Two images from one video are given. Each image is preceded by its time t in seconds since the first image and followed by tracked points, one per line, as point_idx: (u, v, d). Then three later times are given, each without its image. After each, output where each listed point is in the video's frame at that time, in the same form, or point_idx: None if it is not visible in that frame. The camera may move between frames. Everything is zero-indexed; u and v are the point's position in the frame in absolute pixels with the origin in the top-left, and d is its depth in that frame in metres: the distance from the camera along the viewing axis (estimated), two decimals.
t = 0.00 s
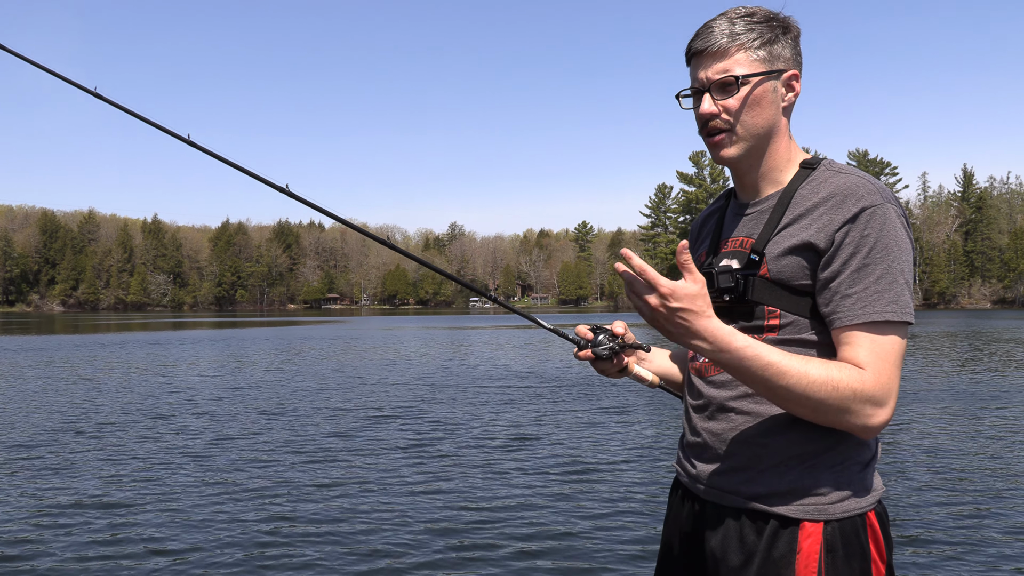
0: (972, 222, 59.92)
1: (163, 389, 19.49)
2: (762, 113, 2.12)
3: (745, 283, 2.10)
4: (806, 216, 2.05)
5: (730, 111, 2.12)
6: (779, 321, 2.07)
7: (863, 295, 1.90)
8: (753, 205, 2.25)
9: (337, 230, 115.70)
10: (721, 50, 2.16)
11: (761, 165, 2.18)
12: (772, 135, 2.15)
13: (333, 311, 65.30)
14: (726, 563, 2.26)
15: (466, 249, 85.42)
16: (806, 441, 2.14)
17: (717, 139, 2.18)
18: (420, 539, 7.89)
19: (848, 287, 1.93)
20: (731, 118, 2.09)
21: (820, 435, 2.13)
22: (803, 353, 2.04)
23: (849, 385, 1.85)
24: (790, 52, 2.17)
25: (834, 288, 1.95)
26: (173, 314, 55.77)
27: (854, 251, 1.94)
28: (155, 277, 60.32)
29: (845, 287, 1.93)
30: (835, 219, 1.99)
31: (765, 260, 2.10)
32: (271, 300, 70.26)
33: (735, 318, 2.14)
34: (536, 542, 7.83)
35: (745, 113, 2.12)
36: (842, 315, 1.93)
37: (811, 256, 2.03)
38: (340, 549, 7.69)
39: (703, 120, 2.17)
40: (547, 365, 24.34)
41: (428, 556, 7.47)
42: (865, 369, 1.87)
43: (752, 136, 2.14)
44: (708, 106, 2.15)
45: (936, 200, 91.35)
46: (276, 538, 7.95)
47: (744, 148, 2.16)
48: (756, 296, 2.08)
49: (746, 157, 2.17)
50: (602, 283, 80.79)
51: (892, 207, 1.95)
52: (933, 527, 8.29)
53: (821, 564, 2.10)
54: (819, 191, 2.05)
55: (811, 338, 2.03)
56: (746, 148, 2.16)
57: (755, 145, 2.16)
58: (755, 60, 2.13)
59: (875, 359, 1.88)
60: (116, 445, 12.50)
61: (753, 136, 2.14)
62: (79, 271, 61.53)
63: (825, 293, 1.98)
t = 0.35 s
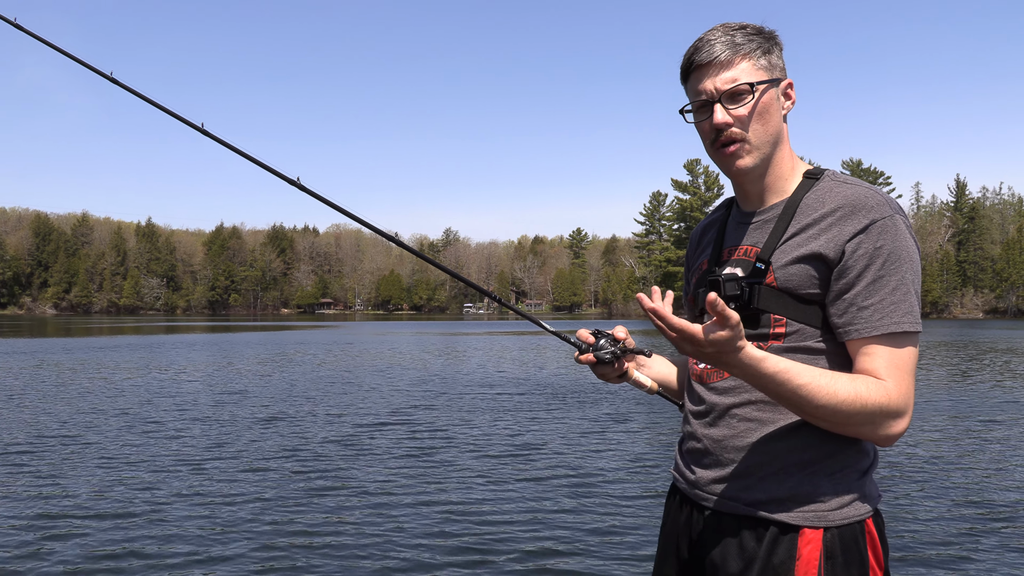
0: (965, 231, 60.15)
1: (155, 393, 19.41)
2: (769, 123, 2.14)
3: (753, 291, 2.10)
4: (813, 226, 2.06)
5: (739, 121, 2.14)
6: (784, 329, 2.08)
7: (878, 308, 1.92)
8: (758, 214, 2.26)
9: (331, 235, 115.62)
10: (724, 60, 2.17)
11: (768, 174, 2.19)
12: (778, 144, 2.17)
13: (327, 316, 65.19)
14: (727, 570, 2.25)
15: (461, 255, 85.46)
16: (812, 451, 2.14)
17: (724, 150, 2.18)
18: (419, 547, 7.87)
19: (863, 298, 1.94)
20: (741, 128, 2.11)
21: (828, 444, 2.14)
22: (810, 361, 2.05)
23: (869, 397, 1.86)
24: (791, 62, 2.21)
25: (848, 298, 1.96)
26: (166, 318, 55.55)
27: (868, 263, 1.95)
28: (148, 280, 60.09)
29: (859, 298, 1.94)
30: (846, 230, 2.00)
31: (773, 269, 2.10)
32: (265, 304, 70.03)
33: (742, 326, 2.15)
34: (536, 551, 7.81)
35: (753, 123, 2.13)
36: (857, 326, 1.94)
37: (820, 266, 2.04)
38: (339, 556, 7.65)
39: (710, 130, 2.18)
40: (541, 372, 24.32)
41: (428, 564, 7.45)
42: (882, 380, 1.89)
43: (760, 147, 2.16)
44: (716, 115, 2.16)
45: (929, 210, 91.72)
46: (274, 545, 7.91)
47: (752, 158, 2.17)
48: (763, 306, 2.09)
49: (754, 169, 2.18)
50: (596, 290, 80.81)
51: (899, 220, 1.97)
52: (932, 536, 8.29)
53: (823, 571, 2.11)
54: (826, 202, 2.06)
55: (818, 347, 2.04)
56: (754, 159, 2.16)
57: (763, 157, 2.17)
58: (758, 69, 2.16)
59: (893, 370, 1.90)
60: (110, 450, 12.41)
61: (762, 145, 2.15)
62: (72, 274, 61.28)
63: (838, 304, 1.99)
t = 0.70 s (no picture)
0: (956, 236, 60.43)
1: (146, 394, 19.34)
2: (764, 128, 2.16)
3: (750, 294, 2.13)
4: (809, 229, 2.09)
5: (733, 125, 2.17)
6: (783, 332, 2.10)
7: (869, 310, 1.94)
8: (756, 217, 2.28)
9: (324, 237, 115.46)
10: (720, 64, 2.19)
11: (764, 177, 2.21)
12: (773, 148, 2.19)
13: (319, 318, 65.12)
14: (724, 570, 2.28)
15: (454, 257, 85.44)
16: (806, 452, 2.17)
17: (722, 153, 2.22)
18: (415, 552, 7.86)
19: (855, 301, 1.96)
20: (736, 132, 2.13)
21: (823, 447, 2.16)
22: (810, 365, 2.07)
23: (848, 398, 1.92)
24: (786, 66, 2.21)
25: (840, 302, 1.99)
26: (157, 319, 55.36)
27: (858, 267, 1.98)
28: (140, 280, 59.89)
29: (852, 301, 1.97)
30: (840, 234, 2.03)
31: (771, 272, 2.12)
32: (257, 305, 69.90)
33: (741, 330, 2.18)
34: (533, 556, 7.81)
35: (748, 127, 2.16)
36: (849, 330, 1.97)
37: (816, 271, 2.06)
38: (335, 561, 7.63)
39: (707, 134, 2.21)
40: (534, 375, 24.30)
41: (425, 569, 7.43)
42: (867, 384, 1.94)
43: (756, 153, 2.18)
44: (713, 118, 2.18)
45: (920, 215, 92.16)
46: (270, 550, 7.88)
47: (748, 163, 2.20)
48: (761, 309, 2.12)
49: (750, 172, 2.21)
50: (589, 293, 80.97)
51: (894, 223, 1.99)
52: (927, 541, 8.32)
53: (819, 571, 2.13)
54: (821, 206, 2.09)
55: (815, 352, 2.07)
56: (749, 166, 2.19)
57: (760, 162, 2.19)
58: (756, 73, 2.17)
59: (880, 372, 1.94)
60: (103, 452, 12.36)
61: (757, 150, 2.18)
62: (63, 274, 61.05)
63: (831, 309, 2.01)
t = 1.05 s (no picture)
0: (947, 244, 60.71)
1: (137, 390, 19.27)
2: (764, 137, 2.20)
3: (746, 303, 2.18)
4: (807, 238, 2.12)
5: (732, 134, 2.21)
6: (776, 341, 2.14)
7: (861, 321, 1.98)
8: (755, 224, 2.32)
9: (316, 235, 115.19)
10: (725, 71, 2.23)
11: (764, 186, 2.26)
12: (774, 157, 2.23)
13: (311, 316, 64.90)
14: (715, 571, 2.32)
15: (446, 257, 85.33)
16: (798, 459, 2.20)
17: (721, 161, 2.26)
18: (408, 552, 7.89)
19: (846, 312, 2.00)
20: (734, 141, 2.18)
21: (816, 454, 2.19)
22: (802, 374, 2.11)
23: (835, 407, 1.96)
24: (792, 73, 2.24)
25: (834, 312, 2.02)
26: (148, 314, 55.15)
27: (853, 276, 2.01)
28: (131, 276, 59.61)
29: (843, 311, 2.01)
30: (836, 243, 2.06)
31: (767, 282, 2.17)
32: (248, 302, 69.69)
33: (736, 336, 2.22)
34: (525, 559, 7.82)
35: (746, 137, 2.20)
36: (840, 339, 2.00)
37: (811, 280, 2.10)
38: (327, 561, 7.64)
39: (706, 141, 2.25)
40: (526, 376, 24.31)
41: (418, 569, 7.46)
42: (857, 394, 1.97)
43: (756, 160, 2.22)
44: (711, 126, 2.24)
45: (912, 223, 92.52)
46: (264, 548, 7.89)
47: (745, 170, 2.24)
48: (757, 317, 2.16)
49: (749, 180, 2.25)
50: (581, 295, 81.03)
51: (888, 235, 2.03)
52: (916, 548, 8.37)
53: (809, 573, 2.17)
54: (818, 214, 2.13)
55: (809, 360, 2.11)
56: (747, 172, 2.24)
57: (758, 169, 2.23)
58: (758, 83, 2.21)
59: (870, 382, 1.97)
60: (93, 448, 12.33)
61: (755, 158, 2.22)
62: (53, 267, 60.77)
63: (823, 317, 2.05)
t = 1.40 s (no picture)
0: (937, 245, 61.01)
1: (129, 395, 19.17)
2: (769, 138, 2.23)
3: (748, 305, 2.20)
4: (807, 243, 2.15)
5: (737, 135, 2.24)
6: (777, 344, 2.17)
7: (853, 325, 2.01)
8: (758, 227, 2.34)
9: (308, 238, 114.92)
10: (733, 73, 2.26)
11: (765, 190, 2.29)
12: (777, 159, 2.26)
13: (303, 319, 64.75)
14: (714, 571, 2.34)
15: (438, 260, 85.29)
16: (796, 460, 2.22)
17: (724, 164, 2.30)
18: (408, 556, 7.89)
19: (840, 315, 2.03)
20: (739, 142, 2.21)
21: (814, 454, 2.21)
22: (798, 377, 2.14)
23: (824, 410, 1.97)
24: (800, 79, 2.28)
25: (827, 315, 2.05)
26: (139, 319, 54.93)
27: (847, 281, 2.04)
28: (121, 280, 59.34)
29: (837, 315, 2.03)
30: (833, 249, 2.09)
31: (767, 286, 2.19)
32: (239, 306, 69.47)
33: (736, 339, 2.25)
34: (524, 563, 7.81)
35: (752, 138, 2.23)
36: (833, 342, 2.03)
37: (809, 284, 2.13)
38: (327, 566, 7.61)
39: (711, 140, 2.29)
40: (520, 379, 24.31)
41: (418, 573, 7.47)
42: (846, 396, 1.99)
43: (757, 162, 2.25)
44: (716, 127, 2.27)
45: (901, 224, 92.93)
46: (263, 555, 7.89)
47: (748, 172, 2.27)
48: (756, 321, 2.19)
49: (752, 181, 2.28)
50: (574, 298, 81.02)
51: (886, 241, 2.05)
52: (914, 548, 8.40)
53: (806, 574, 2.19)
54: (818, 219, 2.15)
55: (806, 363, 2.13)
56: (750, 173, 2.27)
57: (760, 172, 2.26)
58: (765, 86, 2.24)
59: (859, 386, 2.00)
60: (87, 454, 12.25)
61: (759, 160, 2.25)
62: (43, 272, 60.45)
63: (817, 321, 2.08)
